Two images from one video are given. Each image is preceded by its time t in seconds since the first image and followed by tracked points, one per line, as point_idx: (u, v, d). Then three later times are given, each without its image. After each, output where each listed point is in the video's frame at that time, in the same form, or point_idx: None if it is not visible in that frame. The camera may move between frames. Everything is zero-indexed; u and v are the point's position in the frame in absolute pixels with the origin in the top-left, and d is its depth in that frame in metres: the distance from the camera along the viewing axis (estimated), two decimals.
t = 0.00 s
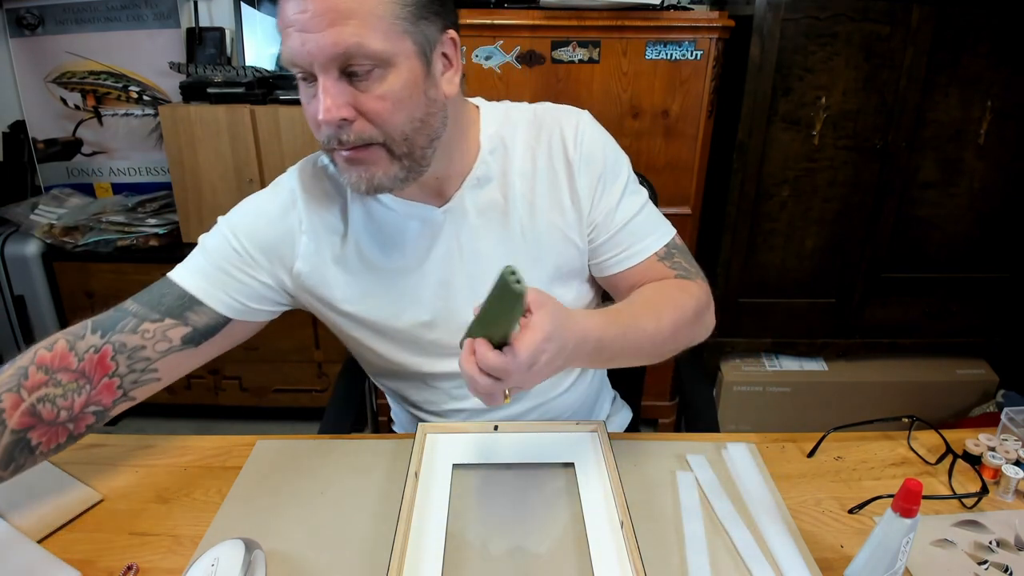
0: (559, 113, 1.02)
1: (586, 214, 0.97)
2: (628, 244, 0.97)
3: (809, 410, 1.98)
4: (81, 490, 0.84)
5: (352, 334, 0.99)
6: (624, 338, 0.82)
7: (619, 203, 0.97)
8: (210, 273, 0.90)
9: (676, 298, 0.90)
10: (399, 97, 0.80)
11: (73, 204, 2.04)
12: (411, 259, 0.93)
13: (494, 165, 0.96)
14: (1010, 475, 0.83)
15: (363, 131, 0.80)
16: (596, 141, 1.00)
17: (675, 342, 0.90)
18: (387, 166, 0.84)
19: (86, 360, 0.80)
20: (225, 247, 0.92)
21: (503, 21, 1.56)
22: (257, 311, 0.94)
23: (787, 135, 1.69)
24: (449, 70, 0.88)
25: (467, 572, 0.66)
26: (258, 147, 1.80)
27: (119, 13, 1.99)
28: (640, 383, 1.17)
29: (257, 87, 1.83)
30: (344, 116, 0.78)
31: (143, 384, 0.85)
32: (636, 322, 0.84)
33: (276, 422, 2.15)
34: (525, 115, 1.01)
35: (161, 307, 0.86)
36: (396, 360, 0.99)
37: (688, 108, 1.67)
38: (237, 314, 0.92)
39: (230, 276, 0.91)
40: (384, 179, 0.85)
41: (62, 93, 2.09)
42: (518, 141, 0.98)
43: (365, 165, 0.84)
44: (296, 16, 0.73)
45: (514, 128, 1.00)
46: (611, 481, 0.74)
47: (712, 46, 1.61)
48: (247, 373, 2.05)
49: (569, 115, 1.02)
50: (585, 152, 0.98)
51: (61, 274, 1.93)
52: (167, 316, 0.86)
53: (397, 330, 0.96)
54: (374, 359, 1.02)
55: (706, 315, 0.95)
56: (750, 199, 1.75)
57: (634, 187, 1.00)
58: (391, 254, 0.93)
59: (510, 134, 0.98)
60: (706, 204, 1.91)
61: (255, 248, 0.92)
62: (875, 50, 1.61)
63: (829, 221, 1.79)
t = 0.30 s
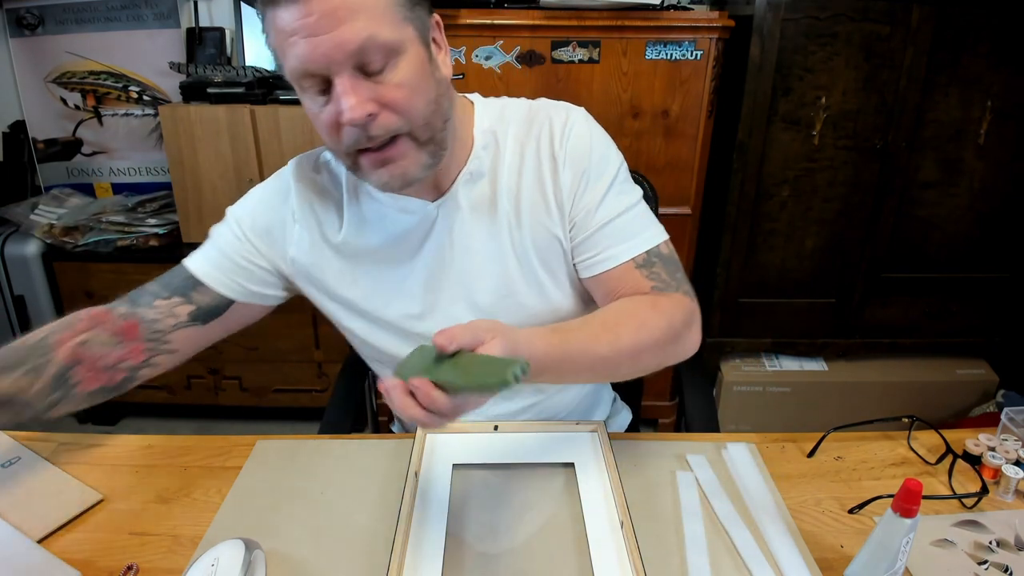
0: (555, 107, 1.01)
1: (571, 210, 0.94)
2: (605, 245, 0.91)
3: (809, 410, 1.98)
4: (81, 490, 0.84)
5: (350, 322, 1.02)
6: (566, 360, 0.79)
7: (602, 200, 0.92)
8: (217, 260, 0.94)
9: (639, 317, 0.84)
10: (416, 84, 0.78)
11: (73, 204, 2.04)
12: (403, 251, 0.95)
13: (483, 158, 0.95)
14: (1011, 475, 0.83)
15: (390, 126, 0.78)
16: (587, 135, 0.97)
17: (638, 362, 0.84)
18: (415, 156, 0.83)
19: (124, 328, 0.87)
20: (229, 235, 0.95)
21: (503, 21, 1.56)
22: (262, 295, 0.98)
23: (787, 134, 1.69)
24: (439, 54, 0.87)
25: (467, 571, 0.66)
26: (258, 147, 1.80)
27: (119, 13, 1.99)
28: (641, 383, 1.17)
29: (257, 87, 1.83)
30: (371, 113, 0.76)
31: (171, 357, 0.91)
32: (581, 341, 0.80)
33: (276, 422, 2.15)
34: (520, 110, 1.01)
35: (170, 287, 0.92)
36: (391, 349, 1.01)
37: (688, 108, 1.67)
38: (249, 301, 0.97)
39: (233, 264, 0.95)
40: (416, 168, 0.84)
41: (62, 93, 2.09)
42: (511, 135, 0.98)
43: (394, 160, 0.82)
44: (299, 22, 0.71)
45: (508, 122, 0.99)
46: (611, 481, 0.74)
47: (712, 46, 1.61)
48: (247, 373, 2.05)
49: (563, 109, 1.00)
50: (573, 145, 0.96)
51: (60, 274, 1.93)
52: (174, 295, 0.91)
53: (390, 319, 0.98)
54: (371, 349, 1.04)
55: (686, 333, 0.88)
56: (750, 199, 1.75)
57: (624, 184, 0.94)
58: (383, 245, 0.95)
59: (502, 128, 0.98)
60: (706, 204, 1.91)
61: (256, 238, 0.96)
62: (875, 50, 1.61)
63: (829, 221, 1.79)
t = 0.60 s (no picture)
0: (566, 104, 1.00)
1: (569, 206, 0.94)
2: (600, 246, 0.91)
3: (809, 410, 1.98)
4: (81, 490, 0.83)
5: (373, 305, 1.08)
6: (559, 363, 0.78)
7: (599, 199, 0.92)
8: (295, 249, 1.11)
9: (628, 325, 0.84)
10: (429, 77, 0.82)
11: (73, 204, 2.04)
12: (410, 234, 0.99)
13: (486, 151, 0.97)
14: (1010, 474, 0.83)
15: (409, 117, 0.82)
16: (593, 134, 0.96)
17: (625, 366, 0.85)
18: (432, 143, 0.87)
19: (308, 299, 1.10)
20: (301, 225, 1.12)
21: (503, 22, 1.56)
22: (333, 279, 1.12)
23: (787, 135, 1.69)
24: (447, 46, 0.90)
25: (467, 571, 0.66)
26: (258, 147, 1.81)
27: (119, 13, 1.99)
28: (642, 383, 1.17)
29: (257, 87, 1.83)
30: (392, 108, 0.80)
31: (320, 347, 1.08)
32: (572, 342, 0.80)
33: (276, 422, 2.15)
34: (530, 105, 1.01)
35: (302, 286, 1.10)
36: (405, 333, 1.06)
37: (688, 108, 1.67)
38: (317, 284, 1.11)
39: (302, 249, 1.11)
40: (433, 157, 0.88)
41: (62, 93, 2.09)
42: (519, 130, 0.99)
43: (412, 149, 0.86)
44: (321, 27, 0.74)
45: (517, 117, 1.00)
46: (611, 481, 0.74)
47: (712, 46, 1.61)
48: (247, 373, 2.05)
49: (574, 106, 1.00)
50: (578, 142, 0.95)
51: (61, 274, 1.93)
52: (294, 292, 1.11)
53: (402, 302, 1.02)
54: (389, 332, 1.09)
55: (664, 345, 0.89)
56: (750, 199, 1.75)
57: (625, 186, 0.94)
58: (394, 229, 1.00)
59: (510, 123, 0.99)
60: (706, 204, 1.91)
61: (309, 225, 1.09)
62: (875, 50, 1.61)
63: (829, 221, 1.79)
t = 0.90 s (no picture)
0: (580, 106, 1.01)
1: (578, 201, 0.94)
2: (605, 243, 0.92)
3: (809, 410, 1.98)
4: (81, 490, 0.83)
5: (384, 296, 1.08)
6: (557, 354, 0.81)
7: (607, 196, 0.92)
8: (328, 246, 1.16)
9: (630, 322, 0.86)
10: (440, 71, 0.84)
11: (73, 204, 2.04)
12: (423, 226, 1.00)
13: (499, 145, 0.98)
14: (1010, 475, 0.83)
15: (417, 108, 0.84)
16: (605, 134, 0.96)
17: (624, 359, 0.86)
18: (439, 135, 0.88)
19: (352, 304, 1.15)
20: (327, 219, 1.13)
21: (503, 22, 1.56)
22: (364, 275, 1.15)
23: (787, 135, 1.69)
24: (464, 45, 0.91)
25: (467, 572, 0.66)
26: (258, 148, 1.81)
27: (119, 13, 1.99)
28: (642, 384, 1.17)
29: (257, 87, 1.83)
30: (399, 98, 0.81)
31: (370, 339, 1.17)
32: (572, 333, 0.82)
33: (276, 422, 2.15)
34: (544, 105, 1.02)
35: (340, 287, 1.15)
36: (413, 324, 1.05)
37: (688, 108, 1.67)
38: (351, 281, 1.15)
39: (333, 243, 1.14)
40: (441, 149, 0.89)
41: (62, 93, 2.09)
42: (532, 127, 0.99)
43: (419, 139, 0.87)
44: (338, 19, 0.77)
45: (531, 115, 1.00)
46: (611, 481, 0.74)
47: (712, 46, 1.61)
48: (247, 373, 2.05)
49: (587, 109, 1.00)
50: (589, 140, 0.96)
51: (61, 274, 1.93)
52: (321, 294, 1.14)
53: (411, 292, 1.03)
54: (398, 323, 1.09)
55: (666, 340, 0.90)
56: (750, 199, 1.75)
57: (633, 185, 0.93)
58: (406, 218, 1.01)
59: (523, 121, 1.00)
60: (706, 205, 1.91)
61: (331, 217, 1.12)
62: (875, 50, 1.61)
63: (829, 221, 1.79)
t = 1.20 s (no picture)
0: (589, 108, 1.02)
1: (587, 198, 0.94)
2: (610, 242, 0.92)
3: (809, 410, 1.98)
4: (81, 490, 0.83)
5: (387, 293, 1.07)
6: (547, 346, 0.84)
7: (615, 195, 0.92)
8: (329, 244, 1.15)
9: (624, 318, 0.87)
10: (454, 68, 0.85)
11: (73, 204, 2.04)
12: (433, 222, 0.99)
13: (510, 144, 0.98)
14: (1010, 475, 0.83)
15: (428, 103, 0.85)
16: (614, 135, 0.97)
17: (618, 353, 0.88)
18: (449, 131, 0.88)
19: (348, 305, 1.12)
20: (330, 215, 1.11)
21: (503, 22, 1.56)
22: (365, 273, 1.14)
23: (787, 135, 1.69)
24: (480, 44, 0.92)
25: (467, 572, 0.66)
26: (258, 148, 1.81)
27: (119, 13, 1.99)
28: (642, 384, 1.17)
29: (257, 87, 1.84)
30: (412, 91, 0.82)
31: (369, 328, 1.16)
32: (563, 326, 0.85)
33: (276, 422, 2.15)
34: (554, 105, 1.02)
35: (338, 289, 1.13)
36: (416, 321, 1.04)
37: (688, 108, 1.67)
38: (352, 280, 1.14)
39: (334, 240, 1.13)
40: (451, 145, 0.89)
41: (63, 93, 2.09)
42: (543, 126, 0.99)
43: (428, 134, 0.88)
44: (359, 9, 0.79)
45: (541, 115, 1.00)
46: (611, 481, 0.74)
47: (712, 46, 1.61)
48: (247, 373, 2.05)
49: (596, 110, 1.01)
50: (599, 139, 0.96)
51: (61, 274, 1.93)
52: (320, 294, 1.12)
53: (416, 287, 1.02)
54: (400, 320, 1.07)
55: (667, 335, 0.91)
56: (750, 199, 1.75)
57: (641, 185, 0.94)
58: (415, 213, 1.00)
59: (534, 120, 1.00)
60: (706, 205, 1.91)
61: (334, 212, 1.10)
62: (875, 50, 1.61)
63: (829, 221, 1.79)
